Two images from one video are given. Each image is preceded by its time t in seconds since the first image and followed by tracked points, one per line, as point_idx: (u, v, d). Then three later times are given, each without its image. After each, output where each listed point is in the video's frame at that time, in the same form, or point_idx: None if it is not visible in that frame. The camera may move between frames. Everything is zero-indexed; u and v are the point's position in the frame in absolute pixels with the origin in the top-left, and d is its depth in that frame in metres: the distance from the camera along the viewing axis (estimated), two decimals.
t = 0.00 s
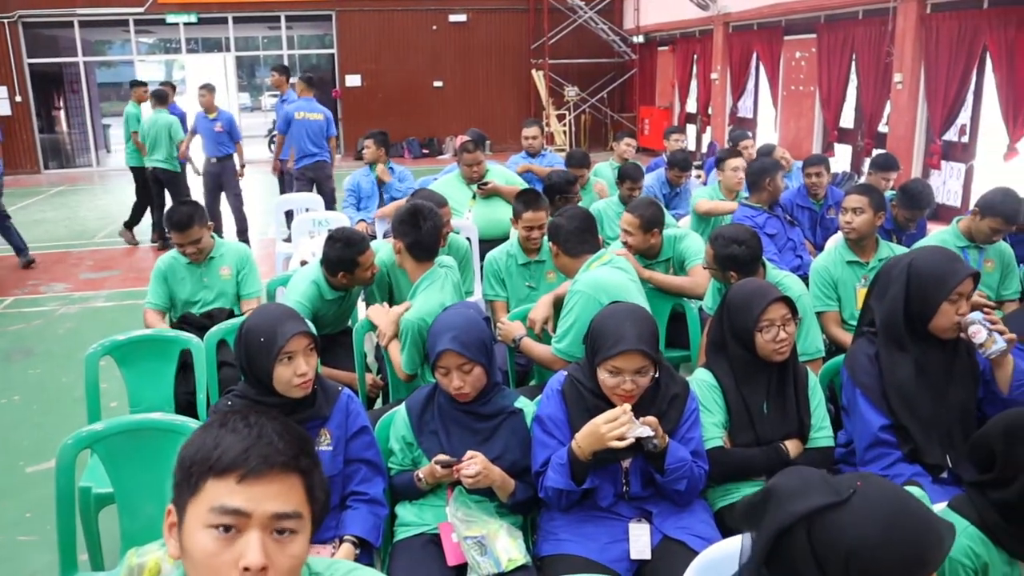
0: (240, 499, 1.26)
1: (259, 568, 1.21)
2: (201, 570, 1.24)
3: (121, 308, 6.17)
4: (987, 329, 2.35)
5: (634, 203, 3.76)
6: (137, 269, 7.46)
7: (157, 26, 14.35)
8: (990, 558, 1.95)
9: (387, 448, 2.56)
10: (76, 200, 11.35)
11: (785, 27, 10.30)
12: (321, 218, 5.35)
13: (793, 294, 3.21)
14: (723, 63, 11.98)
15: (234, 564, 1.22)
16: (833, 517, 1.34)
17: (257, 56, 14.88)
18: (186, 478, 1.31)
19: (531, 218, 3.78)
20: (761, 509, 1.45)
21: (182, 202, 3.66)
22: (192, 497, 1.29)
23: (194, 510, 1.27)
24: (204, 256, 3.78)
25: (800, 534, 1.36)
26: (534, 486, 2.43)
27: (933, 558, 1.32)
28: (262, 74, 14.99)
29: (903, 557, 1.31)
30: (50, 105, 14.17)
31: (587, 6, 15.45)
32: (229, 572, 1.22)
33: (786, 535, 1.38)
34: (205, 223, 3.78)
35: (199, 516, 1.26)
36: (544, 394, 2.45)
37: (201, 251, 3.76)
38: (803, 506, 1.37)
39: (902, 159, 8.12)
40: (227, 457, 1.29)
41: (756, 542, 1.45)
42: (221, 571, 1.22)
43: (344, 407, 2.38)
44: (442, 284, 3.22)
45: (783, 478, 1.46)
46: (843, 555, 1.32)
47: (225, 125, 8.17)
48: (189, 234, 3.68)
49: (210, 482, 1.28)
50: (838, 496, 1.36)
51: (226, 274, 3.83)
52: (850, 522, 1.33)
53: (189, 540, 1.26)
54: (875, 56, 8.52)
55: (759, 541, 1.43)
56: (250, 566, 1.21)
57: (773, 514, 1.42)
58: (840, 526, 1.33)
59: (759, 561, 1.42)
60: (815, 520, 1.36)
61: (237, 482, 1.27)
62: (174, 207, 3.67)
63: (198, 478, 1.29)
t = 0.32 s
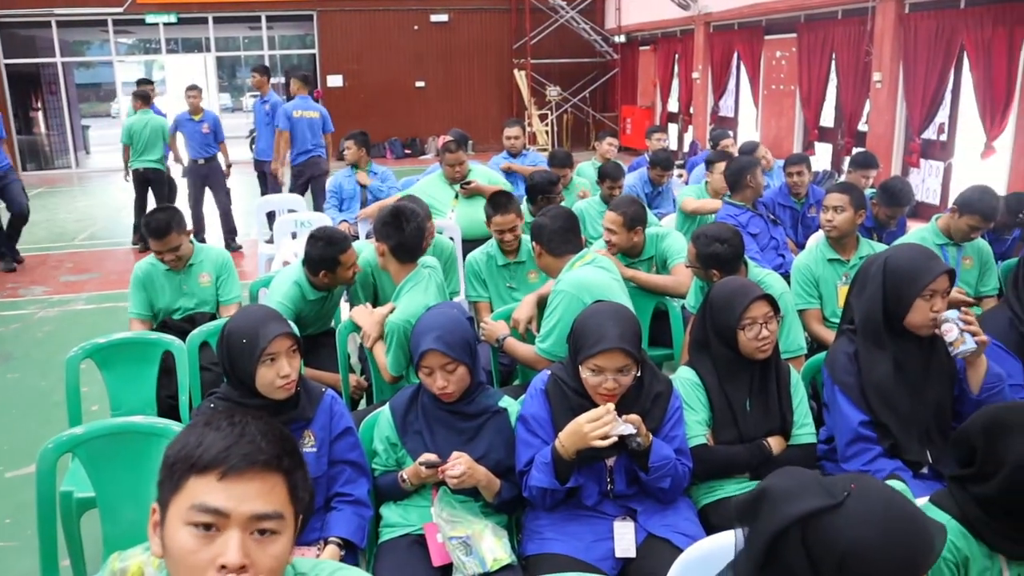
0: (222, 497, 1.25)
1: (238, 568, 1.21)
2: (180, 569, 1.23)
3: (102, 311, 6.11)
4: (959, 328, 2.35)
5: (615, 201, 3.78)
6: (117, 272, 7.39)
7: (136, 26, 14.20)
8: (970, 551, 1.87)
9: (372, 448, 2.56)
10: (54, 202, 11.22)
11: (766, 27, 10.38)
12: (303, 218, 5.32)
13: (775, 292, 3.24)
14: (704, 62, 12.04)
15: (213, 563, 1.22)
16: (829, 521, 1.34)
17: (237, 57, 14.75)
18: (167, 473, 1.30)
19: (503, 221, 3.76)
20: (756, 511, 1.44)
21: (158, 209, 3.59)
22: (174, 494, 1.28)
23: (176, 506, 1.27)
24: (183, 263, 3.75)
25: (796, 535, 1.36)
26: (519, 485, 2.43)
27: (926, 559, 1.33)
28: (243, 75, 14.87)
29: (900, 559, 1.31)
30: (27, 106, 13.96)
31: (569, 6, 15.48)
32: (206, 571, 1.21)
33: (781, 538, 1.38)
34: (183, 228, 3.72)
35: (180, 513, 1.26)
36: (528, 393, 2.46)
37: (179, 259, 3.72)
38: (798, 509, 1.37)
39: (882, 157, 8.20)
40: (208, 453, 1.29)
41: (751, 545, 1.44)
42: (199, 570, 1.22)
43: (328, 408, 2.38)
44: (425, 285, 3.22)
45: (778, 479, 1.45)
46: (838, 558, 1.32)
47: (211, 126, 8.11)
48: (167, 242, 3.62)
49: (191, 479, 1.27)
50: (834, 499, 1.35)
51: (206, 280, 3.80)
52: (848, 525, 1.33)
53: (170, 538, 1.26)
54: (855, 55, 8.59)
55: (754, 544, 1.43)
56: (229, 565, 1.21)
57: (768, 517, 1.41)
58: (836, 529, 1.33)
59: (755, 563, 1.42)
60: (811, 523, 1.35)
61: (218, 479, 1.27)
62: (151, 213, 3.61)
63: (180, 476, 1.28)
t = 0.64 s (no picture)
0: (208, 504, 1.25)
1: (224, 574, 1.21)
2: None
3: (83, 314, 6.05)
4: (936, 327, 2.37)
5: (599, 200, 3.80)
6: (98, 274, 7.32)
7: (116, 26, 14.06)
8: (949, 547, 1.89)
9: (356, 449, 2.55)
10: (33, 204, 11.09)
11: (747, 27, 10.45)
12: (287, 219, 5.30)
13: (757, 290, 3.26)
14: (686, 62, 12.11)
15: (197, 570, 1.21)
16: (829, 524, 1.33)
17: (219, 57, 14.62)
18: (152, 478, 1.30)
19: (475, 214, 3.80)
20: (753, 514, 1.43)
21: (137, 213, 3.56)
22: (160, 499, 1.28)
23: (161, 512, 1.26)
24: (163, 266, 3.72)
25: (795, 538, 1.35)
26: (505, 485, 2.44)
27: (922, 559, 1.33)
28: (224, 75, 14.74)
29: (897, 560, 1.31)
30: (4, 107, 13.76)
31: (551, 6, 15.52)
32: None
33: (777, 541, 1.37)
34: (163, 232, 3.69)
35: (166, 519, 1.25)
36: (513, 393, 2.47)
37: (160, 262, 3.69)
38: (797, 511, 1.36)
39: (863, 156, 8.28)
40: (194, 459, 1.28)
41: (746, 546, 1.44)
42: None
43: (312, 410, 2.38)
44: (409, 287, 3.21)
45: (776, 481, 1.43)
46: (836, 561, 1.32)
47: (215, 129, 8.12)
48: (147, 247, 3.59)
49: (176, 485, 1.27)
50: (834, 501, 1.34)
51: (187, 283, 3.78)
52: (847, 528, 1.32)
53: (155, 543, 1.25)
54: (836, 54, 8.66)
55: (750, 544, 1.42)
56: (215, 572, 1.20)
57: (766, 520, 1.40)
58: (836, 532, 1.32)
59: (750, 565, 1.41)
60: (811, 526, 1.34)
61: (203, 485, 1.26)
62: (129, 219, 3.58)
63: (165, 481, 1.28)
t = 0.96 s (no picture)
0: (193, 509, 1.24)
1: None
2: None
3: (61, 317, 5.98)
4: (914, 321, 2.40)
5: (582, 202, 3.81)
6: (76, 277, 7.23)
7: (93, 27, 13.88)
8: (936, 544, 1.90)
9: (340, 451, 2.55)
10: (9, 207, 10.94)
11: (726, 27, 10.51)
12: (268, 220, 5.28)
13: (738, 287, 3.29)
14: (666, 62, 12.17)
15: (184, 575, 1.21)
16: (854, 527, 1.30)
17: (197, 57, 14.47)
18: (135, 483, 1.28)
19: (457, 209, 3.80)
20: (769, 520, 1.40)
21: (118, 214, 3.55)
22: (143, 504, 1.27)
23: (146, 516, 1.25)
24: (144, 267, 3.68)
25: (819, 542, 1.32)
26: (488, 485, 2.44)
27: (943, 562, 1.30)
28: (203, 76, 14.61)
29: (920, 563, 1.28)
30: None
31: (531, 6, 15.54)
32: None
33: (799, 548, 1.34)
34: (144, 233, 3.67)
35: (151, 525, 1.24)
36: (495, 393, 2.47)
37: (141, 263, 3.66)
38: (819, 518, 1.33)
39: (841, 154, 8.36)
40: (180, 463, 1.27)
41: (760, 551, 1.40)
42: None
43: (295, 413, 2.37)
44: (391, 288, 3.21)
45: (794, 486, 1.40)
46: (858, 565, 1.29)
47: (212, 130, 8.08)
48: (127, 248, 3.57)
49: (162, 490, 1.26)
50: (857, 506, 1.32)
51: (169, 284, 3.75)
52: (868, 531, 1.30)
53: (141, 549, 1.24)
54: (814, 53, 8.74)
55: (766, 550, 1.38)
56: None
57: (783, 527, 1.37)
58: (860, 535, 1.30)
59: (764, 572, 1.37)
60: (837, 530, 1.31)
61: (190, 490, 1.25)
62: (110, 220, 3.56)
63: (149, 485, 1.27)
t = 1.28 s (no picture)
0: (185, 512, 1.22)
1: None
2: None
3: (36, 323, 5.88)
4: (890, 318, 2.43)
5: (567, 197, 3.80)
6: (50, 282, 7.12)
7: (66, 27, 13.64)
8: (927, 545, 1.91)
9: (321, 453, 2.53)
10: None
11: (703, 26, 10.58)
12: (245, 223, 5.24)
13: (717, 286, 3.32)
14: (644, 62, 12.24)
15: None
16: (873, 528, 1.31)
17: (173, 59, 14.28)
18: (119, 492, 1.25)
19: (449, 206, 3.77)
20: (789, 521, 1.38)
21: (96, 216, 3.52)
22: (130, 513, 1.24)
23: (135, 525, 1.23)
24: (122, 271, 3.64)
25: (838, 543, 1.32)
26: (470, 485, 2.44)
27: (958, 559, 1.32)
28: (179, 77, 14.41)
29: (937, 562, 1.30)
30: None
31: (509, 6, 15.56)
32: None
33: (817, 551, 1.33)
34: (123, 236, 3.63)
35: (140, 532, 1.22)
36: (476, 393, 2.47)
37: (119, 266, 3.62)
38: (839, 519, 1.33)
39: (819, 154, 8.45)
40: (168, 468, 1.25)
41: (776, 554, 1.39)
42: None
43: (275, 415, 2.36)
44: (371, 290, 3.20)
45: (813, 489, 1.40)
46: (879, 565, 1.29)
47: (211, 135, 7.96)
48: (107, 250, 3.53)
49: (149, 496, 1.23)
50: (876, 506, 1.33)
51: (147, 287, 3.71)
52: (890, 531, 1.30)
53: (130, 557, 1.22)
54: (790, 52, 8.82)
55: (785, 552, 1.36)
56: None
57: (802, 529, 1.36)
58: (880, 536, 1.30)
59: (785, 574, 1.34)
60: (856, 531, 1.32)
61: (180, 495, 1.23)
62: (89, 222, 3.52)
63: (135, 494, 1.24)
